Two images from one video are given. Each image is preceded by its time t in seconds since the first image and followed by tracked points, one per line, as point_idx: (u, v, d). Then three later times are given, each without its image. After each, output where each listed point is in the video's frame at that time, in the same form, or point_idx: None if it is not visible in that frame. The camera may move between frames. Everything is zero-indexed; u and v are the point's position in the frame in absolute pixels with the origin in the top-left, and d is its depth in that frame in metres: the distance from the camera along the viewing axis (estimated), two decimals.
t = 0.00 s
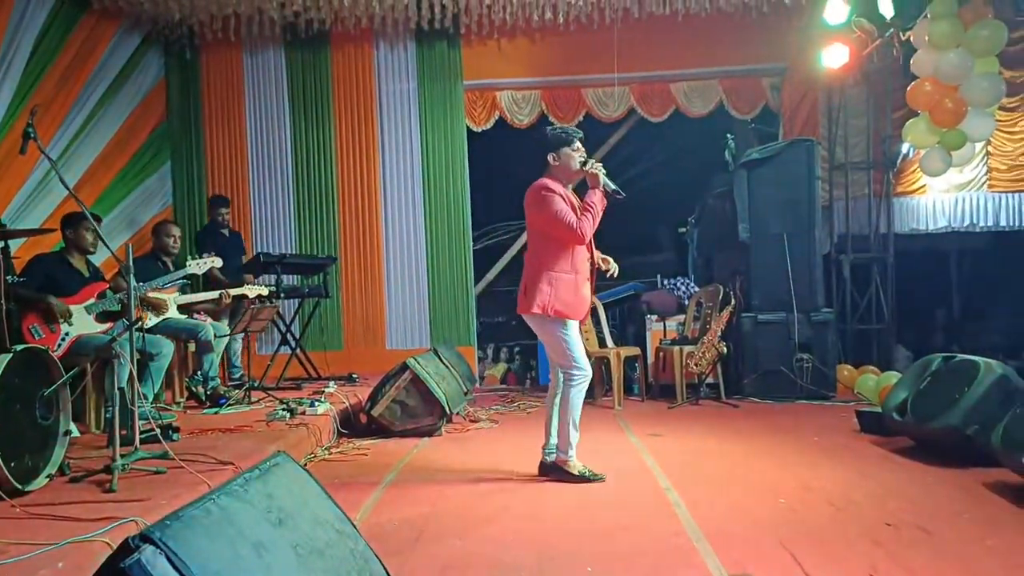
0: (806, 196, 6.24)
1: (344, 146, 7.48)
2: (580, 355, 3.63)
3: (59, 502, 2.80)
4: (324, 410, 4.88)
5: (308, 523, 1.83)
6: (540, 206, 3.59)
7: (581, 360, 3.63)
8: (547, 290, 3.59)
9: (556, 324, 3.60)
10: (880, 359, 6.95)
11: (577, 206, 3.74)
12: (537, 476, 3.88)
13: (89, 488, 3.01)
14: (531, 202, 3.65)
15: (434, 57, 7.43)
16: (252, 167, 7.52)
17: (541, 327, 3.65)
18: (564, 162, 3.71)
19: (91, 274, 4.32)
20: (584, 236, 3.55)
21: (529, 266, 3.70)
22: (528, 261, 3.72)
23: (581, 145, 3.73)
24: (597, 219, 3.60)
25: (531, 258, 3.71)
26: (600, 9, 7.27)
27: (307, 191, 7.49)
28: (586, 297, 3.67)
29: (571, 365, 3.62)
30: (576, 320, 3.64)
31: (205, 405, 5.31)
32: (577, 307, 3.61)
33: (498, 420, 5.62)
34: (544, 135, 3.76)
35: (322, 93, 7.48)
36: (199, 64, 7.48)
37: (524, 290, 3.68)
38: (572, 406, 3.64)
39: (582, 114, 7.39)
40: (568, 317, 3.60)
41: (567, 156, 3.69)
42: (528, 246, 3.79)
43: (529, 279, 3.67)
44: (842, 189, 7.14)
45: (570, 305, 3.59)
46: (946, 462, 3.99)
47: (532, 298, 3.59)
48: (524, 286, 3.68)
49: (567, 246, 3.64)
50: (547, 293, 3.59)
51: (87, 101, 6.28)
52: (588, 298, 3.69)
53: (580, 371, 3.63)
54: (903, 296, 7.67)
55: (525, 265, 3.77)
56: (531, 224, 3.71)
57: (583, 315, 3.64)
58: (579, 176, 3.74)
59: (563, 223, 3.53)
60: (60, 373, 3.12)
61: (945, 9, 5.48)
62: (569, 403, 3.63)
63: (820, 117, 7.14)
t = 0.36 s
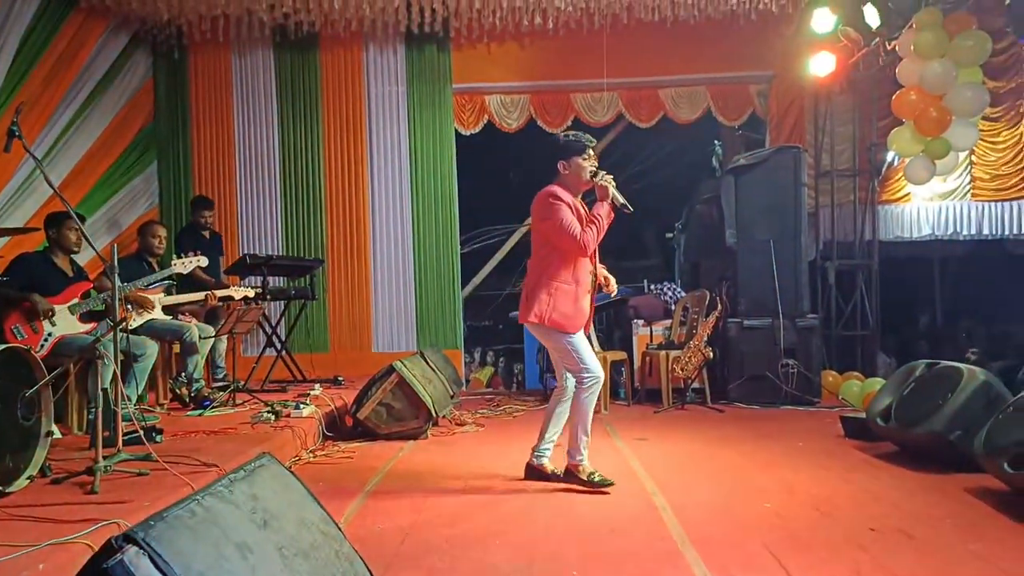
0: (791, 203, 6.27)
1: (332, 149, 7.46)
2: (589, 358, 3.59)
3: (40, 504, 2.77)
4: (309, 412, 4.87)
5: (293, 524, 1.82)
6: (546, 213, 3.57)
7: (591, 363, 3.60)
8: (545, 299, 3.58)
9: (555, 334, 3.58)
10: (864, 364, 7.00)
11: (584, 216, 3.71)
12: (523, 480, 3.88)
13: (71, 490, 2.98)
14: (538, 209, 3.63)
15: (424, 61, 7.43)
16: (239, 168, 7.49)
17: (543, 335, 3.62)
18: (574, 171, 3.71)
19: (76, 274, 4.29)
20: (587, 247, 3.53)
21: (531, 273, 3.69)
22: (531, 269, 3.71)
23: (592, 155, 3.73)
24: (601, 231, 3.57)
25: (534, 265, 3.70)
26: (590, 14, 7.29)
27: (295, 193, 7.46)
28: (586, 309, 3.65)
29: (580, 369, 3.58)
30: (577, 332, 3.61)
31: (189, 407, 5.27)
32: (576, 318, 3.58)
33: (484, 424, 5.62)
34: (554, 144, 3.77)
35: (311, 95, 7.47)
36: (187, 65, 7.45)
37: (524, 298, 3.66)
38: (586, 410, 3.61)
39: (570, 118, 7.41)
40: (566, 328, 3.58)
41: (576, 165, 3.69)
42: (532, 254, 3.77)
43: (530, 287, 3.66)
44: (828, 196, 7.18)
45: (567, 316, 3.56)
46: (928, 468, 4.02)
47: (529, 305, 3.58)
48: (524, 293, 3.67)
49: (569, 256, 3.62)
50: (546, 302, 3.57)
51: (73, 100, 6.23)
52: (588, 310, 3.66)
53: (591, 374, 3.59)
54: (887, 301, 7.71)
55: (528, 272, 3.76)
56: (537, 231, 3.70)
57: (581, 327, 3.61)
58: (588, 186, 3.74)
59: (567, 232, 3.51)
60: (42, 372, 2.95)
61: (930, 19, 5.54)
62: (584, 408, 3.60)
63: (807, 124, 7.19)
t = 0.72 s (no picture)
0: (775, 219, 6.32)
1: (317, 160, 7.45)
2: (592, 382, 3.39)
3: (15, 517, 2.72)
4: (291, 425, 4.83)
5: (272, 538, 1.80)
6: (555, 215, 3.39)
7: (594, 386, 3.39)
8: (551, 306, 3.39)
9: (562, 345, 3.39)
10: (846, 380, 7.04)
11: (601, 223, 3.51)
12: (506, 494, 3.86)
13: (47, 503, 2.93)
14: (550, 211, 3.46)
15: (410, 73, 7.45)
16: (223, 179, 7.46)
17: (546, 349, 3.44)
18: (594, 179, 3.52)
19: (55, 284, 4.25)
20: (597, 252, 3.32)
21: (540, 279, 3.50)
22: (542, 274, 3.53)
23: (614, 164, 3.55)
24: (614, 236, 3.36)
25: (545, 271, 3.51)
26: (576, 29, 7.34)
27: (279, 204, 7.43)
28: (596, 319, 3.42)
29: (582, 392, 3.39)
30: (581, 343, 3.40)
31: (170, 419, 5.22)
32: (583, 329, 3.37)
33: (467, 438, 5.60)
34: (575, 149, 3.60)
35: (297, 106, 7.46)
36: (172, 74, 7.42)
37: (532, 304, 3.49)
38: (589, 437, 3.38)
39: (557, 132, 7.44)
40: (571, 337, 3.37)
41: (597, 172, 3.51)
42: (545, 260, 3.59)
43: (539, 293, 3.48)
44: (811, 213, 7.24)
45: (573, 325, 3.36)
46: (909, 483, 4.05)
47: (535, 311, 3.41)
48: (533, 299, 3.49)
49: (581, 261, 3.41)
50: (551, 309, 3.39)
51: (55, 109, 6.20)
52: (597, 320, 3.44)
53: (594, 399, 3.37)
54: (869, 317, 7.77)
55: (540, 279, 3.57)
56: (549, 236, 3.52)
57: (589, 338, 3.39)
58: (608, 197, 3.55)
59: (575, 234, 3.32)
60: (19, 383, 2.92)
61: (910, 40, 5.65)
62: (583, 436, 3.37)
63: (790, 141, 7.26)
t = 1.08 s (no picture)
0: (758, 231, 6.36)
1: (302, 169, 7.44)
2: (601, 406, 3.14)
3: None
4: (272, 435, 4.79)
5: (249, 549, 1.79)
6: (563, 216, 3.17)
7: (601, 410, 3.14)
8: (560, 309, 3.17)
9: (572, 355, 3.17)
10: (828, 390, 7.07)
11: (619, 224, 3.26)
12: (489, 505, 3.85)
13: (23, 514, 2.90)
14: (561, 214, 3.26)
15: (396, 84, 7.46)
16: (207, 187, 7.42)
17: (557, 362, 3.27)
18: (608, 182, 3.28)
19: (35, 292, 4.21)
20: (606, 251, 3.06)
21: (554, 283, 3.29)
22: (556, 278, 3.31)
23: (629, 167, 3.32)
24: (626, 235, 3.10)
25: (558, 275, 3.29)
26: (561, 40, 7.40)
27: (263, 214, 7.40)
28: (609, 322, 3.15)
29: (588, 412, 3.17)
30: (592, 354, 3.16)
31: (149, 429, 5.16)
32: (591, 333, 3.12)
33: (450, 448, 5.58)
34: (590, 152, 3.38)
35: (282, 115, 7.45)
36: (156, 82, 7.39)
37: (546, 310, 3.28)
38: (588, 455, 3.22)
39: (542, 141, 7.50)
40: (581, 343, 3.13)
41: (611, 173, 3.27)
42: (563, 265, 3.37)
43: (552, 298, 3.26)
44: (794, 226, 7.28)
45: (582, 329, 3.13)
46: (889, 494, 4.07)
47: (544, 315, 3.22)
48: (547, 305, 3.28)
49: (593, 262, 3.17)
50: (560, 313, 3.17)
51: (36, 116, 6.16)
52: (611, 323, 3.15)
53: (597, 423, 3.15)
54: (850, 328, 7.83)
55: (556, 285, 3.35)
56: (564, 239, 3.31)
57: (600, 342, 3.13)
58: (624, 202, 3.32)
59: (583, 234, 3.09)
60: None
61: (890, 54, 5.70)
62: (582, 452, 3.23)
63: (772, 153, 7.33)
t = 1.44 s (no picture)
0: (747, 242, 6.39)
1: (293, 180, 7.44)
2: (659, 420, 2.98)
3: None
4: (260, 447, 4.77)
5: (231, 564, 1.78)
6: (591, 226, 3.03)
7: (669, 425, 2.97)
8: (603, 326, 3.02)
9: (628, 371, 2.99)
10: (817, 402, 7.07)
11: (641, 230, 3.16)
12: (477, 518, 3.83)
13: (5, 528, 2.87)
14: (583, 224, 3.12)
15: (387, 95, 7.48)
16: (196, 198, 7.41)
17: (606, 378, 3.04)
18: (625, 184, 3.16)
19: (21, 303, 4.18)
20: (646, 259, 2.94)
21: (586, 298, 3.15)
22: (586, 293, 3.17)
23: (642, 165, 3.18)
24: (662, 239, 3.00)
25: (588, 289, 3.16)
26: (552, 53, 7.44)
27: (253, 226, 7.39)
28: (655, 331, 3.05)
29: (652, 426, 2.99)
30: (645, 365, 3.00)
31: (136, 441, 5.13)
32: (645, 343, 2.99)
33: (439, 460, 5.56)
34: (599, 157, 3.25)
35: (272, 127, 7.45)
36: (146, 93, 7.39)
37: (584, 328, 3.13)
38: (636, 464, 3.05)
39: (532, 156, 7.53)
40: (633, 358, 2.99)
41: (627, 176, 3.14)
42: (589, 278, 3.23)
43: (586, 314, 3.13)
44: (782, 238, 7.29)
45: (636, 344, 2.99)
46: (877, 506, 4.08)
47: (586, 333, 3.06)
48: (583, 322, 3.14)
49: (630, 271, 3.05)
50: (603, 330, 3.02)
51: (24, 127, 6.15)
52: (657, 333, 3.04)
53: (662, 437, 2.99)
54: (840, 340, 7.85)
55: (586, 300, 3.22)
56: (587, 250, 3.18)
57: (653, 352, 3.01)
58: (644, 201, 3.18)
59: (619, 243, 2.95)
60: None
61: (878, 68, 5.74)
62: (631, 460, 3.04)
63: (761, 166, 7.38)
